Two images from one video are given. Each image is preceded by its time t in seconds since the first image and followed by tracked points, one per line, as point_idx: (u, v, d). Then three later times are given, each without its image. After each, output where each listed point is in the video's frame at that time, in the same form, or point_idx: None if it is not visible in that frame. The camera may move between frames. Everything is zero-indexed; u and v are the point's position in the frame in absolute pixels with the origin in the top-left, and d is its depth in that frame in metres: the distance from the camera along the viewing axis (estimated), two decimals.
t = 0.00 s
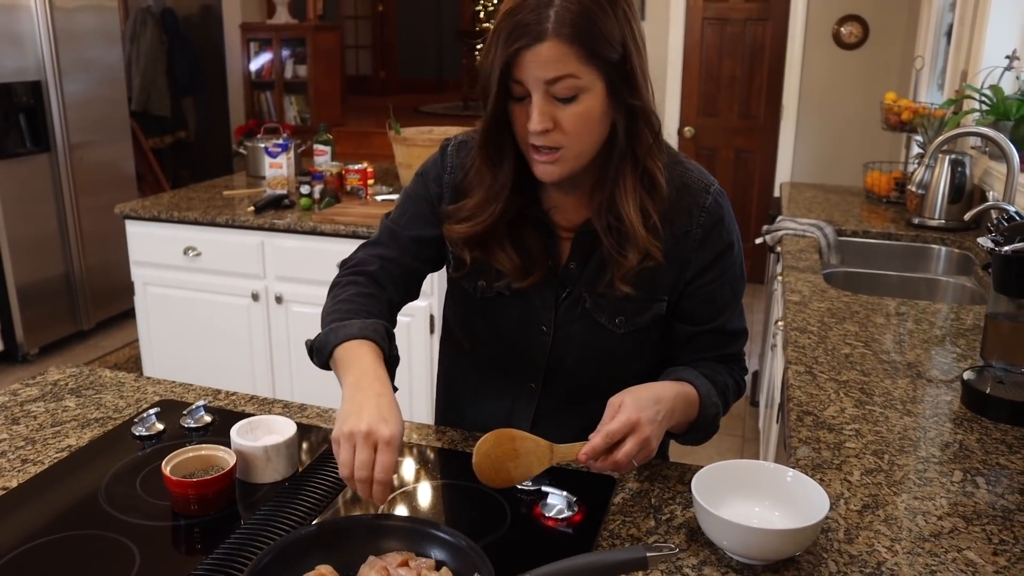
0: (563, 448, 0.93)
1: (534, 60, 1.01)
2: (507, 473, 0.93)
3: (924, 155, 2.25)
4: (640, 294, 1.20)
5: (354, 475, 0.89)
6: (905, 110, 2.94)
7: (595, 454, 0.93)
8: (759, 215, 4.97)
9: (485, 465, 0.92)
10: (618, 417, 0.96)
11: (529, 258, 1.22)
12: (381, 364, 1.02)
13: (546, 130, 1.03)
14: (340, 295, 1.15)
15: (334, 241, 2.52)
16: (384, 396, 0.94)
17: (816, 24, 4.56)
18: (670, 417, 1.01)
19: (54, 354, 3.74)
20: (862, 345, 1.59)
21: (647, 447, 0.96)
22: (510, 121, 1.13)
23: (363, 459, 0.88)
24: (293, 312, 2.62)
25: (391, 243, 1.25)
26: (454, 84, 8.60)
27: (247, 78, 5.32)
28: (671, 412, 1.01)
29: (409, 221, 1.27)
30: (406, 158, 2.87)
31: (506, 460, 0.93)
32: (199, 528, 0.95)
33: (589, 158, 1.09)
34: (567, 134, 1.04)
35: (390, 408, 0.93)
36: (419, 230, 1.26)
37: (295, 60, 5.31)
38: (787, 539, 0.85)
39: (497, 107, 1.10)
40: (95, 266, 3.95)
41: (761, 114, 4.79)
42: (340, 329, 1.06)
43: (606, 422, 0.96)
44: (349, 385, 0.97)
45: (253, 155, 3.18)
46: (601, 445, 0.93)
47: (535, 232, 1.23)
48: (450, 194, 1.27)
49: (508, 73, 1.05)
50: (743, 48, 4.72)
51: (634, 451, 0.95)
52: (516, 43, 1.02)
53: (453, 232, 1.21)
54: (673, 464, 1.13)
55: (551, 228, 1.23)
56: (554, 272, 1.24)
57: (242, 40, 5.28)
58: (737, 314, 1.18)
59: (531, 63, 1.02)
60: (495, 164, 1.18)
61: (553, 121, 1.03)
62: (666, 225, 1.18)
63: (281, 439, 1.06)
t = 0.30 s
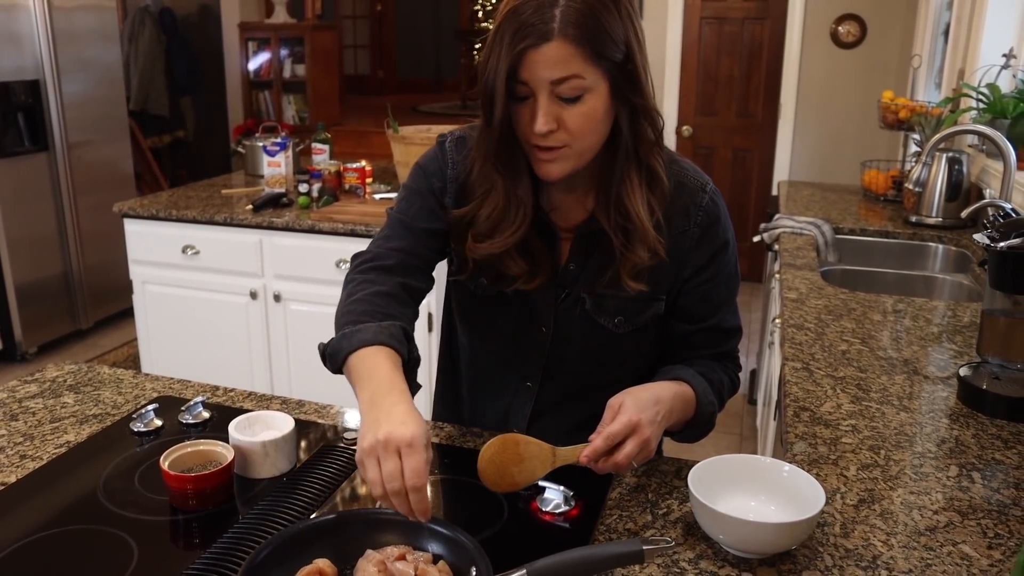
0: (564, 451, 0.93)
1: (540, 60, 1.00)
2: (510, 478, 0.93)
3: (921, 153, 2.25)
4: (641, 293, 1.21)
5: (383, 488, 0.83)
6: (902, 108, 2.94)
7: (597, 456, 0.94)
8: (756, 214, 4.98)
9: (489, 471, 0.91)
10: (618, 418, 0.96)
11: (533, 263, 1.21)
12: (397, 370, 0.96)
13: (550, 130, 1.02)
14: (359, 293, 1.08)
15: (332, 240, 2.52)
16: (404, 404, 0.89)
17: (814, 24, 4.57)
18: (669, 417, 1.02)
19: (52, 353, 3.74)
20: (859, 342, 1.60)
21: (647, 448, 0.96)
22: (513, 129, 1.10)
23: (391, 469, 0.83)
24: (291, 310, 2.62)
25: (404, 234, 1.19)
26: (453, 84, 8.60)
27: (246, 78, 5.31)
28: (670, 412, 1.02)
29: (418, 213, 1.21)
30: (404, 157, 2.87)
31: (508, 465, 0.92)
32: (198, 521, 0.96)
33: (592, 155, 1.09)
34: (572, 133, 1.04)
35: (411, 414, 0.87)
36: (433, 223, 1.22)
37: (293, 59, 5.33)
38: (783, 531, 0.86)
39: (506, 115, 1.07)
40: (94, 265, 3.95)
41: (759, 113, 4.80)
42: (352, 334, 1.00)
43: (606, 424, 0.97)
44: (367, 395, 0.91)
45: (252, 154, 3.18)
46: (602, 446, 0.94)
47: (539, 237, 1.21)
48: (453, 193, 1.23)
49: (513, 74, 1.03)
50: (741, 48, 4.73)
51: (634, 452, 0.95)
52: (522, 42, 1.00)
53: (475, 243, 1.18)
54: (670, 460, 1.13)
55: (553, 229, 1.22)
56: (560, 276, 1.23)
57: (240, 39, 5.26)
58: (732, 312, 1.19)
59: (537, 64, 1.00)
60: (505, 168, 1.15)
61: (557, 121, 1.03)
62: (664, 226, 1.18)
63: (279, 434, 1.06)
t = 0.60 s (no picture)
0: (567, 448, 0.94)
1: (525, 60, 1.02)
2: (514, 475, 0.94)
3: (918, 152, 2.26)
4: (637, 293, 1.22)
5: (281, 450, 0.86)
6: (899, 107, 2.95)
7: (598, 454, 0.94)
8: (754, 214, 4.99)
9: (493, 467, 0.93)
10: (620, 416, 0.97)
11: (529, 260, 1.22)
12: (330, 343, 0.97)
13: (537, 128, 1.04)
14: (325, 273, 1.11)
15: (330, 239, 2.52)
16: (316, 374, 0.91)
17: (812, 23, 4.57)
18: (670, 416, 1.03)
19: (51, 353, 3.74)
20: (855, 340, 1.61)
21: (648, 446, 0.97)
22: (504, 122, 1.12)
23: (280, 431, 0.86)
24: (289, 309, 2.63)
25: (388, 228, 1.21)
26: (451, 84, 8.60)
27: (244, 78, 5.32)
28: (670, 410, 1.02)
29: (408, 208, 1.23)
30: (402, 156, 2.87)
31: (512, 462, 0.93)
32: (196, 519, 0.96)
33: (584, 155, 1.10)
34: (562, 131, 1.05)
35: (315, 382, 0.90)
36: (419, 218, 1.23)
37: (291, 58, 5.30)
38: (778, 529, 0.86)
39: (489, 113, 1.10)
40: (92, 265, 3.95)
41: (757, 113, 4.81)
42: (294, 307, 1.02)
43: (607, 422, 0.97)
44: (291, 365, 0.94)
45: (250, 153, 3.18)
46: (604, 444, 0.94)
47: (535, 232, 1.23)
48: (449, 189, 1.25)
49: (500, 72, 1.05)
50: (739, 47, 4.73)
51: (636, 450, 0.95)
52: (507, 41, 1.02)
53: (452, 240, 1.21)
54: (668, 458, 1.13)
55: (551, 227, 1.23)
56: (557, 276, 1.24)
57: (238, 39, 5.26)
58: (730, 311, 1.20)
59: (521, 62, 1.02)
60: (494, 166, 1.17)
61: (545, 119, 1.04)
62: (663, 225, 1.19)
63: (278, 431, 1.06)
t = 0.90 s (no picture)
0: (539, 436, 0.96)
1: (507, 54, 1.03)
2: (481, 459, 0.97)
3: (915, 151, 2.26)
4: (625, 292, 1.21)
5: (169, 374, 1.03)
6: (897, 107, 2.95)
7: (574, 444, 0.95)
8: (753, 213, 4.99)
9: (458, 448, 0.96)
10: (600, 409, 0.97)
11: (515, 242, 1.23)
12: (255, 302, 1.13)
13: (497, 117, 1.07)
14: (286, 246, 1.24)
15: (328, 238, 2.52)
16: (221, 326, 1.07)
17: (810, 23, 4.58)
18: (656, 414, 1.02)
19: (49, 353, 3.74)
20: (853, 339, 1.61)
21: (627, 441, 0.97)
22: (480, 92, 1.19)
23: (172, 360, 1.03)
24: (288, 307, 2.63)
25: (359, 217, 1.31)
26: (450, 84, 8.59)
27: (244, 78, 5.32)
28: (656, 409, 1.02)
29: (385, 198, 1.32)
30: (400, 156, 2.87)
31: (478, 445, 0.97)
32: (194, 517, 0.96)
33: (551, 149, 1.11)
34: (522, 121, 1.07)
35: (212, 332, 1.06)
36: (388, 211, 1.32)
37: (290, 58, 5.29)
38: (776, 526, 0.86)
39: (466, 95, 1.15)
40: (91, 264, 3.95)
41: (755, 112, 4.81)
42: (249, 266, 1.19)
43: (587, 413, 0.97)
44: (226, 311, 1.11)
45: (249, 153, 3.18)
46: (580, 436, 0.94)
47: (525, 219, 1.24)
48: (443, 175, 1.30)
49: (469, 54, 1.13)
50: (738, 47, 4.73)
51: (613, 445, 0.95)
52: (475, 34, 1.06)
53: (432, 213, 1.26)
54: (666, 455, 1.14)
55: (543, 219, 1.24)
56: (543, 264, 1.25)
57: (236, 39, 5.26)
58: (730, 316, 1.19)
59: (483, 54, 1.06)
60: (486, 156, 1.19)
61: (503, 110, 1.07)
62: (652, 226, 1.18)
63: (275, 428, 1.07)
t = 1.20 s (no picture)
0: (511, 426, 0.97)
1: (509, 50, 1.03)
2: (448, 446, 0.99)
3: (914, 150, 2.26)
4: (609, 283, 1.21)
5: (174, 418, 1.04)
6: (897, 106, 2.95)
7: (551, 436, 0.95)
8: (753, 213, 4.99)
9: (427, 435, 0.99)
10: (579, 404, 0.96)
11: (503, 229, 1.26)
12: (260, 340, 1.14)
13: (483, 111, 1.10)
14: (301, 265, 1.25)
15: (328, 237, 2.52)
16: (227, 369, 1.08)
17: (809, 22, 4.58)
18: (641, 409, 1.02)
19: (48, 352, 3.74)
20: (853, 337, 1.61)
21: (607, 436, 0.97)
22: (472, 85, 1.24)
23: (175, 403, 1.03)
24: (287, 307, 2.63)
25: (375, 220, 1.33)
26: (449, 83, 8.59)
27: (242, 77, 5.32)
28: (641, 404, 1.01)
29: (397, 197, 1.34)
30: (400, 155, 2.87)
31: (447, 434, 0.98)
32: (195, 515, 0.96)
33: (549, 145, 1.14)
34: (507, 115, 1.09)
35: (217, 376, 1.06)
36: (405, 209, 1.32)
37: (289, 58, 5.29)
38: (777, 523, 0.86)
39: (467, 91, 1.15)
40: (90, 264, 3.95)
41: (754, 112, 4.81)
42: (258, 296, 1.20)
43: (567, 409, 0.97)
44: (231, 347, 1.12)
45: (248, 152, 3.18)
46: (556, 429, 0.95)
47: (514, 206, 1.26)
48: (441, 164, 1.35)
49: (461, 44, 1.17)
50: (737, 46, 4.73)
51: (592, 438, 0.96)
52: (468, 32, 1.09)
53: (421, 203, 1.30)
54: (667, 453, 1.14)
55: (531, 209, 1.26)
56: (530, 253, 1.26)
57: (235, 38, 5.26)
58: (728, 312, 1.16)
59: (471, 49, 1.08)
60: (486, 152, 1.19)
61: (493, 102, 1.09)
62: (636, 216, 1.18)
63: (277, 427, 1.07)
